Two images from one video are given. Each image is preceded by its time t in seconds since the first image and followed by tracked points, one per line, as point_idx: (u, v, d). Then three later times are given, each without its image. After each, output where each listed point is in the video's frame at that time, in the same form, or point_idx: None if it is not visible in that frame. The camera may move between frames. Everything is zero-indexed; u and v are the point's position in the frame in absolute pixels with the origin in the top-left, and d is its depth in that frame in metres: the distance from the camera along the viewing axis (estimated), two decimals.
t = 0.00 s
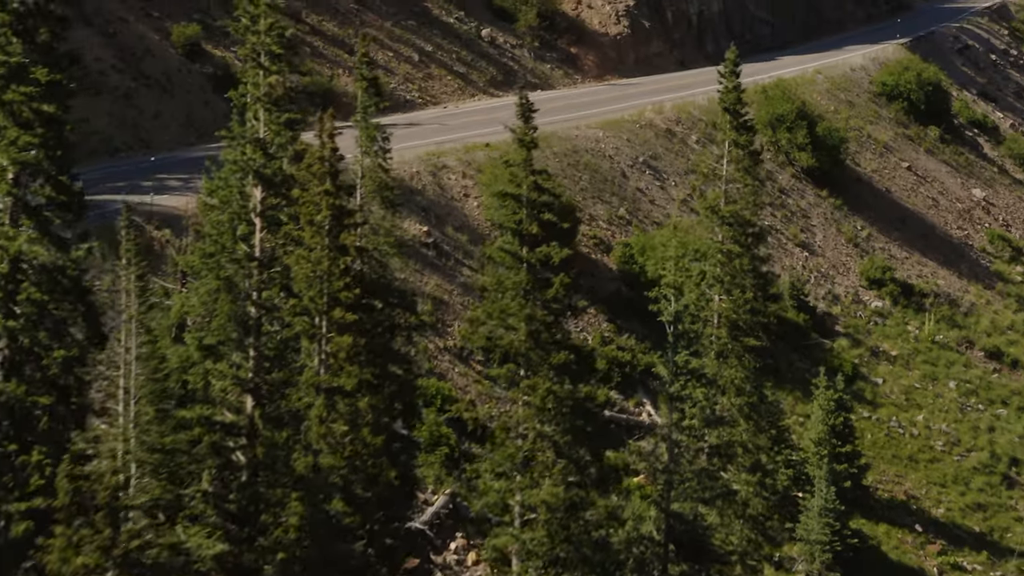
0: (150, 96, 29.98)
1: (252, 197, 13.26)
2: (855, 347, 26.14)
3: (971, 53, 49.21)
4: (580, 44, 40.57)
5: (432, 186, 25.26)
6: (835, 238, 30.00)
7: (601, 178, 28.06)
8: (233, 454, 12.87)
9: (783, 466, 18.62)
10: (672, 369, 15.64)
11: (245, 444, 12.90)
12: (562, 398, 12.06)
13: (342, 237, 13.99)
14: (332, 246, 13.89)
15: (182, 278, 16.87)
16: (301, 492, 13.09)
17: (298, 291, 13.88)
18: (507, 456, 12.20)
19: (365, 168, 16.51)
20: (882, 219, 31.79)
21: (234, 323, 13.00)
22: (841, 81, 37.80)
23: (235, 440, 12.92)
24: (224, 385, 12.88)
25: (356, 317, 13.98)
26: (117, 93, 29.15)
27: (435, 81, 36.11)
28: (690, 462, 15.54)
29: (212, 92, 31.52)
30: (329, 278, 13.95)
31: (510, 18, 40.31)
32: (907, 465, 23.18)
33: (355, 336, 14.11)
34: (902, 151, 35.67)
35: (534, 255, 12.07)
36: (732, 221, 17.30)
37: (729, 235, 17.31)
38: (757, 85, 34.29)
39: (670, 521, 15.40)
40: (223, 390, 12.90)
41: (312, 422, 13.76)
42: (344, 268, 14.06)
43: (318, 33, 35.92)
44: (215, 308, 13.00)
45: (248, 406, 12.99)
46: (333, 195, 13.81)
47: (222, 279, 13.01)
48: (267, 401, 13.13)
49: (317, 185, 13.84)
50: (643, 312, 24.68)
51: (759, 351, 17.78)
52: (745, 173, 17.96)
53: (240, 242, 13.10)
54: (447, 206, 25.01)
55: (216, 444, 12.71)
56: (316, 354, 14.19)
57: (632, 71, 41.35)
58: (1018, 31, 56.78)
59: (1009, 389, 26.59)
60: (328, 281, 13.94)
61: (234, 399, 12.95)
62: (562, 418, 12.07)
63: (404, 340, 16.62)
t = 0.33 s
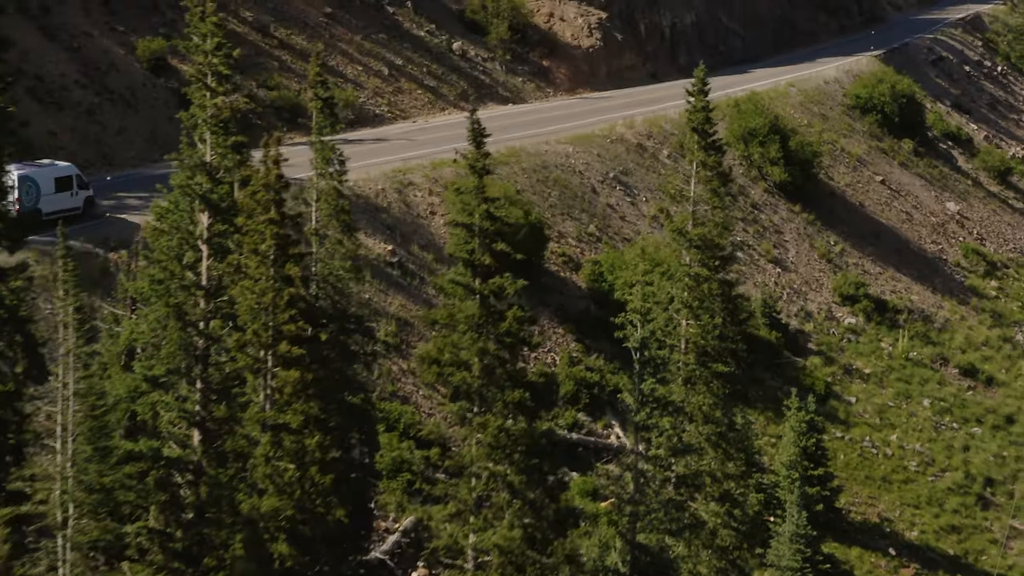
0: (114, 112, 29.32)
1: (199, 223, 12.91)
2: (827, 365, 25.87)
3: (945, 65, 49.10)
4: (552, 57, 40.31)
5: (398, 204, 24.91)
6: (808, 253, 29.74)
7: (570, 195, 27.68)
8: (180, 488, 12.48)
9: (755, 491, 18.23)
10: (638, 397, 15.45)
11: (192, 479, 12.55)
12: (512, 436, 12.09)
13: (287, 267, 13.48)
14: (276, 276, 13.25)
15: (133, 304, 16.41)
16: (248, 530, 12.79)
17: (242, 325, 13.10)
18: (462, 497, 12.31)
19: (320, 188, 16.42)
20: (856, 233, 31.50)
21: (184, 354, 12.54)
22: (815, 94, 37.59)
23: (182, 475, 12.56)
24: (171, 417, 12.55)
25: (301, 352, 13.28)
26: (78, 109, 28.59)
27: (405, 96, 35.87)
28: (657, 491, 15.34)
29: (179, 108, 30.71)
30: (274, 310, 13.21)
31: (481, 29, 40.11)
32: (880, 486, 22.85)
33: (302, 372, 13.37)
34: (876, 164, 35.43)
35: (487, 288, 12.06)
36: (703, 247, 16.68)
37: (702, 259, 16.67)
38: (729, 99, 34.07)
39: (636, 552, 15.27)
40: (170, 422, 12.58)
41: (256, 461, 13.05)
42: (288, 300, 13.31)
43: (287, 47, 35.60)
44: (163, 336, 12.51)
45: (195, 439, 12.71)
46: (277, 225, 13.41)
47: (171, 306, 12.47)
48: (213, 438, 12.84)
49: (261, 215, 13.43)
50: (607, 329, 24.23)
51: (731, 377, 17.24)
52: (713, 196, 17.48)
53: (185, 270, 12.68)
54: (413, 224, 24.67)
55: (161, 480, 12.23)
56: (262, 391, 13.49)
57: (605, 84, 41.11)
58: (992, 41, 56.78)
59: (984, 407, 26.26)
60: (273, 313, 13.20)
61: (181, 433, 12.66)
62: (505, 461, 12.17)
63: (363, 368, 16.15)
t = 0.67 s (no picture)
0: (82, 129, 28.52)
1: (145, 253, 12.55)
2: (804, 385, 25.52)
3: (924, 77, 49.00)
4: (529, 70, 39.98)
5: (367, 223, 24.52)
6: (785, 269, 29.42)
7: (544, 212, 27.31)
8: (125, 528, 12.15)
9: (727, 517, 17.81)
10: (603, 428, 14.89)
11: (138, 518, 12.16)
12: (464, 479, 12.76)
13: (227, 300, 13.05)
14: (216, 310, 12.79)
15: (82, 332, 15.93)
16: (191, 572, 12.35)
17: (182, 359, 12.49)
18: (412, 542, 12.74)
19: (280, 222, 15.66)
20: (834, 249, 31.19)
21: (134, 383, 12.19)
22: (793, 107, 37.36)
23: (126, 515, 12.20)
24: (117, 455, 12.18)
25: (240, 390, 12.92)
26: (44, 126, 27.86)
27: (379, 110, 35.46)
28: (623, 525, 14.75)
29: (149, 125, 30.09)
30: (214, 346, 12.79)
31: (457, 43, 39.69)
32: (857, 508, 22.47)
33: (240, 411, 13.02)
34: (854, 178, 35.15)
35: (439, 323, 12.83)
36: (669, 273, 17.17)
37: (670, 284, 17.22)
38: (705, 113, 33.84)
39: None
40: (116, 459, 12.21)
41: (196, 503, 12.25)
42: (229, 335, 12.94)
43: (260, 62, 35.16)
44: (111, 365, 12.15)
45: (140, 476, 12.23)
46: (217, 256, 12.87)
47: (120, 334, 12.18)
48: (163, 472, 12.34)
49: (200, 245, 12.81)
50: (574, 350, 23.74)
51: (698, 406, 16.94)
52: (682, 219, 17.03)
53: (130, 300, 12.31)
54: (382, 243, 24.27)
55: (104, 519, 12.04)
56: (203, 429, 13.01)
57: (583, 97, 40.78)
58: (970, 53, 56.84)
59: (962, 426, 25.95)
60: (213, 349, 12.77)
61: (125, 470, 12.20)
62: (455, 500, 12.75)
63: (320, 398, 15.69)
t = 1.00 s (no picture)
0: (48, 146, 28.08)
1: (82, 288, 12.15)
2: (779, 406, 25.19)
3: (905, 89, 48.89)
4: (506, 85, 39.67)
5: (334, 244, 24.21)
6: (761, 287, 29.11)
7: (515, 230, 26.93)
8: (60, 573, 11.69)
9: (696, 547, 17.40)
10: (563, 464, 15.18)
11: (73, 564, 11.70)
12: (406, 530, 12.57)
13: (156, 340, 12.19)
14: (144, 351, 12.01)
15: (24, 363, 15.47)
16: None
17: (110, 401, 11.96)
18: None
19: (226, 246, 15.42)
20: (811, 266, 30.90)
21: (75, 421, 11.86)
22: (771, 122, 37.12)
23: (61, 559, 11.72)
24: (54, 496, 11.67)
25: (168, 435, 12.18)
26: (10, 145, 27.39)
27: (353, 127, 35.10)
28: (584, 563, 15.03)
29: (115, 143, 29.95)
30: (144, 387, 12.06)
31: (432, 58, 39.39)
32: (830, 533, 22.10)
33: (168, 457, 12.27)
34: (832, 194, 34.85)
35: (383, 365, 12.53)
36: (629, 299, 15.67)
37: (633, 308, 15.70)
38: (680, 129, 33.73)
39: None
40: (53, 500, 11.67)
41: (124, 552, 11.74)
42: (158, 377, 12.18)
43: (232, 78, 34.74)
44: (53, 401, 11.88)
45: (79, 520, 11.72)
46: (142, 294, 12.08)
47: (61, 368, 11.95)
48: (97, 516, 11.82)
49: (126, 281, 12.08)
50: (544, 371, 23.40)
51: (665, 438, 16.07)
52: (642, 246, 16.28)
53: (66, 338, 12.01)
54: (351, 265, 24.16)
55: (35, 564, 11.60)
56: (132, 473, 12.17)
57: (560, 112, 40.49)
58: (950, 66, 56.82)
59: (938, 447, 25.65)
60: (142, 390, 12.05)
61: (63, 514, 11.67)
62: (397, 552, 12.57)
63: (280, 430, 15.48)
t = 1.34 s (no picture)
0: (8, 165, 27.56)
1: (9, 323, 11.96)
2: (749, 428, 24.85)
3: (884, 102, 48.77)
4: (480, 100, 39.35)
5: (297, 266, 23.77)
6: (733, 305, 28.78)
7: (483, 250, 26.54)
8: None
9: None
10: (515, 499, 14.96)
11: None
12: None
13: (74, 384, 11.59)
14: (60, 396, 11.48)
15: None
16: None
17: (26, 448, 11.58)
18: None
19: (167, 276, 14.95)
20: (785, 283, 30.55)
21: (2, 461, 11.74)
22: (746, 137, 36.86)
23: None
24: None
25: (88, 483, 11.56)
26: None
27: (323, 143, 34.71)
28: None
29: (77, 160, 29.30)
30: (60, 434, 11.57)
31: (406, 73, 39.03)
32: (800, 559, 21.71)
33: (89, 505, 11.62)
34: (808, 210, 34.52)
35: (313, 412, 12.37)
36: (584, 329, 15.49)
37: (590, 340, 15.52)
38: (653, 144, 33.49)
39: None
40: None
41: None
42: (78, 422, 11.65)
43: (201, 95, 34.35)
44: None
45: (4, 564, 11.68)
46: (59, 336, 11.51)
47: None
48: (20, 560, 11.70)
49: (40, 323, 11.55)
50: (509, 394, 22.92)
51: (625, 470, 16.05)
52: (598, 273, 16.60)
53: None
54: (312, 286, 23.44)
55: None
56: (51, 521, 11.63)
57: (535, 127, 40.14)
58: (930, 78, 56.72)
59: (911, 468, 25.33)
60: (58, 437, 11.56)
61: None
62: None
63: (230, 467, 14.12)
